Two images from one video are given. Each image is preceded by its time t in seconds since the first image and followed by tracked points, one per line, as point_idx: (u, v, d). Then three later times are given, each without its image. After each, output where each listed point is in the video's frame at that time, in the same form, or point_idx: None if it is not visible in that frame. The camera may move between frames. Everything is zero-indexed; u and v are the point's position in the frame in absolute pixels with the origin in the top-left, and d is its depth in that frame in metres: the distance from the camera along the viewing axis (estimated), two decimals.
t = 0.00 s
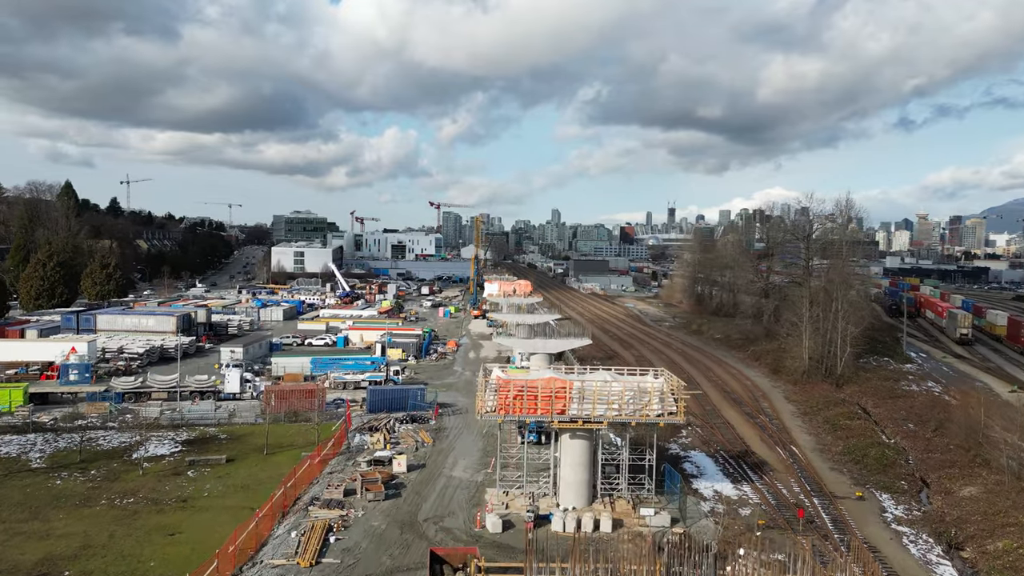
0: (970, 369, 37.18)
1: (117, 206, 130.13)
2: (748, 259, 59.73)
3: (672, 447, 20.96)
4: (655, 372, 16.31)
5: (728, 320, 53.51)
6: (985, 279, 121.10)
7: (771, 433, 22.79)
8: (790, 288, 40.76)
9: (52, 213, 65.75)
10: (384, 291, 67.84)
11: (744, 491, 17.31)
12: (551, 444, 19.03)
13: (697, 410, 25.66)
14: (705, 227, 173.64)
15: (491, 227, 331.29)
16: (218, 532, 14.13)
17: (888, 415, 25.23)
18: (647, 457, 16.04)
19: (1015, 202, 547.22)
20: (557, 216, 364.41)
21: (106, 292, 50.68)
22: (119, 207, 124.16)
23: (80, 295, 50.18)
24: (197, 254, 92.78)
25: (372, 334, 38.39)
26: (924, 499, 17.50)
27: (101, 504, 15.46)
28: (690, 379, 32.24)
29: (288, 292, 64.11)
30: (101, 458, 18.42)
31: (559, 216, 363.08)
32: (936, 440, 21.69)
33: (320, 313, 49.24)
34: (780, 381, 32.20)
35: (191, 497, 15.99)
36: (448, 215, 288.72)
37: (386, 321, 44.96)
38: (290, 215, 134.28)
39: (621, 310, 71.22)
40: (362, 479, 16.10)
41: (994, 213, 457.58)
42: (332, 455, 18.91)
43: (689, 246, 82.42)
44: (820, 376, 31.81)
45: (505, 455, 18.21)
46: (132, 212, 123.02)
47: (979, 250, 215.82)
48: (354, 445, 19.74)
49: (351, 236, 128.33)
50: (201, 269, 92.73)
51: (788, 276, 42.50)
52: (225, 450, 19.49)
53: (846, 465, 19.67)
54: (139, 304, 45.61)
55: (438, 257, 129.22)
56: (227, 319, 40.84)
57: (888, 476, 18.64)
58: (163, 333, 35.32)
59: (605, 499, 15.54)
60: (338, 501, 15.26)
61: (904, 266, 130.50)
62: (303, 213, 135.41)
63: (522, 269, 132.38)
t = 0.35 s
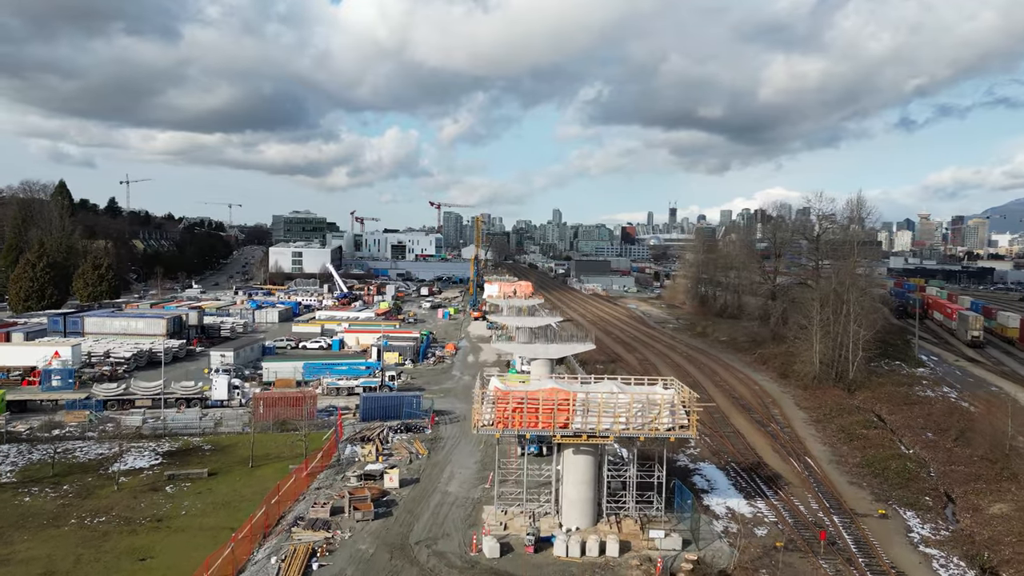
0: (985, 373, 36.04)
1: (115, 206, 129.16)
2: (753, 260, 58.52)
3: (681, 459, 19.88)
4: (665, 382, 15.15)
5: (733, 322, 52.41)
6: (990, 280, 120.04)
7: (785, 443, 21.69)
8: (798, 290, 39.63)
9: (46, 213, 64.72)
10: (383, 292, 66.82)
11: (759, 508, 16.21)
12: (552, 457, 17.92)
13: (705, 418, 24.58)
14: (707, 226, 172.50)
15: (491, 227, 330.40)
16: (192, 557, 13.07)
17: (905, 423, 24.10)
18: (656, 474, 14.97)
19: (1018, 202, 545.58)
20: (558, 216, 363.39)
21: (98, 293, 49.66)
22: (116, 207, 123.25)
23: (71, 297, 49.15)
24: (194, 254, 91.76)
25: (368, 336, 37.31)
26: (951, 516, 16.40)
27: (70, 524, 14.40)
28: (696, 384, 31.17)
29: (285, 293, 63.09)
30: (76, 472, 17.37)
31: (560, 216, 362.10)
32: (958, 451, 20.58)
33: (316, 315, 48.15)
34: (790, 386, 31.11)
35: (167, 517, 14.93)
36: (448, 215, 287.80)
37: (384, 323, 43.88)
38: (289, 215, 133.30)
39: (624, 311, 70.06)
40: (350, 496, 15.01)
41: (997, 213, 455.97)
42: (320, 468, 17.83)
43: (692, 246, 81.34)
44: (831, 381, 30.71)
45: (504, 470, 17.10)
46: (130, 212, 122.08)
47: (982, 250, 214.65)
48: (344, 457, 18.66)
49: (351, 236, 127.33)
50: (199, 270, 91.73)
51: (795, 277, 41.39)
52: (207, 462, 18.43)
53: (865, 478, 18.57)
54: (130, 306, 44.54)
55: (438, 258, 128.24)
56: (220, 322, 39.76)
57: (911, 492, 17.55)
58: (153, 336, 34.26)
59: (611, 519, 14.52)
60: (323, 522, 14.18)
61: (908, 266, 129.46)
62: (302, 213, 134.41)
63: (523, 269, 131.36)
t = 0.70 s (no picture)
0: (1001, 378, 34.89)
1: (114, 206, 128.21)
2: (759, 260, 57.40)
3: (689, 472, 18.80)
4: (675, 394, 14.04)
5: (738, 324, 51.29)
6: (995, 280, 118.97)
7: (798, 454, 20.61)
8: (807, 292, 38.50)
9: (39, 213, 63.74)
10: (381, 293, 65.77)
11: (775, 527, 15.12)
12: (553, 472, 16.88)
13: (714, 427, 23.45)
14: (708, 226, 171.48)
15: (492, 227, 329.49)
16: None
17: (924, 432, 22.99)
18: (666, 493, 13.88)
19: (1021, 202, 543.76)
20: (559, 216, 362.34)
21: (90, 294, 48.65)
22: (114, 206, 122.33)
23: (63, 298, 48.14)
24: (191, 254, 90.75)
25: (364, 340, 36.24)
26: (981, 536, 15.31)
27: (34, 546, 13.34)
28: (702, 389, 30.05)
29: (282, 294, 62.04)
30: (47, 487, 16.34)
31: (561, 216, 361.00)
32: (982, 464, 19.48)
33: (312, 317, 47.11)
34: (800, 392, 29.97)
35: (140, 538, 13.87)
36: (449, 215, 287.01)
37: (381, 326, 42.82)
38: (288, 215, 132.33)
39: (627, 312, 68.94)
40: (336, 516, 13.95)
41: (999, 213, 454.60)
42: (307, 482, 16.75)
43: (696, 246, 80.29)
44: (843, 386, 29.60)
45: (502, 486, 16.05)
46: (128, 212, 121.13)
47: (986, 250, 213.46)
48: (333, 470, 17.61)
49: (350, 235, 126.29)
50: (196, 270, 90.73)
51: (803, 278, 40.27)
52: (188, 476, 17.41)
53: (886, 494, 17.49)
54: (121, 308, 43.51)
55: (438, 258, 127.21)
56: (212, 324, 38.70)
57: (936, 509, 16.46)
58: (141, 339, 33.20)
59: (617, 541, 13.48)
60: (306, 545, 13.11)
61: (912, 266, 128.42)
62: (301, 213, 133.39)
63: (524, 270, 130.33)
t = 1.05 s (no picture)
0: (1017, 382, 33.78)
1: (112, 206, 127.33)
2: (764, 261, 56.20)
3: (700, 486, 17.71)
4: (688, 407, 12.95)
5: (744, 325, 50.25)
6: (1001, 280, 117.93)
7: (814, 466, 19.51)
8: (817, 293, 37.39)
9: (32, 212, 62.77)
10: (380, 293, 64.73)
11: (794, 549, 14.03)
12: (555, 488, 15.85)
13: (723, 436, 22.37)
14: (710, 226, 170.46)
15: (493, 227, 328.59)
16: None
17: (945, 442, 21.88)
18: (678, 514, 12.81)
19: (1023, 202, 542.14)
20: (560, 216, 361.66)
21: (81, 295, 47.68)
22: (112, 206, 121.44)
23: (54, 299, 47.16)
24: (188, 255, 89.74)
25: (360, 342, 35.20)
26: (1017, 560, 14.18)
27: None
28: (709, 395, 29.00)
29: (279, 295, 61.05)
30: (13, 505, 15.28)
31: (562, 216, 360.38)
32: (1011, 478, 18.34)
33: (308, 318, 46.02)
34: (812, 397, 28.87)
35: (108, 563, 12.79)
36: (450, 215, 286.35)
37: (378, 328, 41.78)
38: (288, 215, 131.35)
39: (630, 313, 67.82)
40: (320, 539, 12.89)
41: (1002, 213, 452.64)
42: (292, 498, 15.68)
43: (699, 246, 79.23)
44: (856, 392, 28.52)
45: (500, 504, 14.98)
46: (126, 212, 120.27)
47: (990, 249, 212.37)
48: (321, 484, 16.56)
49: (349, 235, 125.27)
50: (193, 271, 89.78)
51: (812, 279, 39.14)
52: (166, 491, 16.36)
53: (911, 511, 16.37)
54: (112, 310, 42.49)
55: (439, 258, 126.25)
56: (204, 326, 37.68)
57: (966, 528, 15.35)
58: (129, 343, 32.18)
59: (625, 567, 12.41)
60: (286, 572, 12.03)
61: (917, 266, 127.30)
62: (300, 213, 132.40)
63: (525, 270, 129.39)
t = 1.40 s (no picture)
0: None
1: (110, 206, 126.38)
2: (770, 261, 54.95)
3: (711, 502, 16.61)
4: (701, 422, 11.86)
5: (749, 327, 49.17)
6: (1006, 280, 116.88)
7: (831, 480, 18.41)
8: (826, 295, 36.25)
9: (24, 212, 61.81)
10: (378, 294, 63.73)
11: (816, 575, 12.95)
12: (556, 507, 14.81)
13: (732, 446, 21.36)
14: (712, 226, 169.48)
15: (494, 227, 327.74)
16: None
17: (968, 452, 20.74)
18: (691, 540, 11.73)
19: None
20: (561, 215, 360.82)
21: (72, 297, 46.69)
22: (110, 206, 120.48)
23: (44, 301, 46.17)
24: (185, 255, 88.75)
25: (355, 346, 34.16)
26: None
27: None
28: (717, 401, 27.91)
29: (275, 296, 60.06)
30: None
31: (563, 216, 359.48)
32: None
33: (303, 320, 44.96)
34: (823, 404, 27.74)
35: None
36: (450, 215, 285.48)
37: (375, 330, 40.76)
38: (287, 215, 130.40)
39: (632, 315, 66.66)
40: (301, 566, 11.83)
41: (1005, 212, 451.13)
42: (276, 516, 14.62)
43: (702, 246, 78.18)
44: (870, 398, 27.41)
45: (497, 525, 13.95)
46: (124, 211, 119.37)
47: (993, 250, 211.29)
48: (307, 501, 15.51)
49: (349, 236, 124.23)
50: (191, 271, 88.80)
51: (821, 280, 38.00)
52: (140, 509, 15.28)
53: (938, 531, 15.27)
54: (103, 312, 41.45)
55: (439, 258, 125.25)
56: (195, 329, 36.65)
57: (1000, 551, 14.23)
58: (116, 346, 31.16)
59: None
60: None
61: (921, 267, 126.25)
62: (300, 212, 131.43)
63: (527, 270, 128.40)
